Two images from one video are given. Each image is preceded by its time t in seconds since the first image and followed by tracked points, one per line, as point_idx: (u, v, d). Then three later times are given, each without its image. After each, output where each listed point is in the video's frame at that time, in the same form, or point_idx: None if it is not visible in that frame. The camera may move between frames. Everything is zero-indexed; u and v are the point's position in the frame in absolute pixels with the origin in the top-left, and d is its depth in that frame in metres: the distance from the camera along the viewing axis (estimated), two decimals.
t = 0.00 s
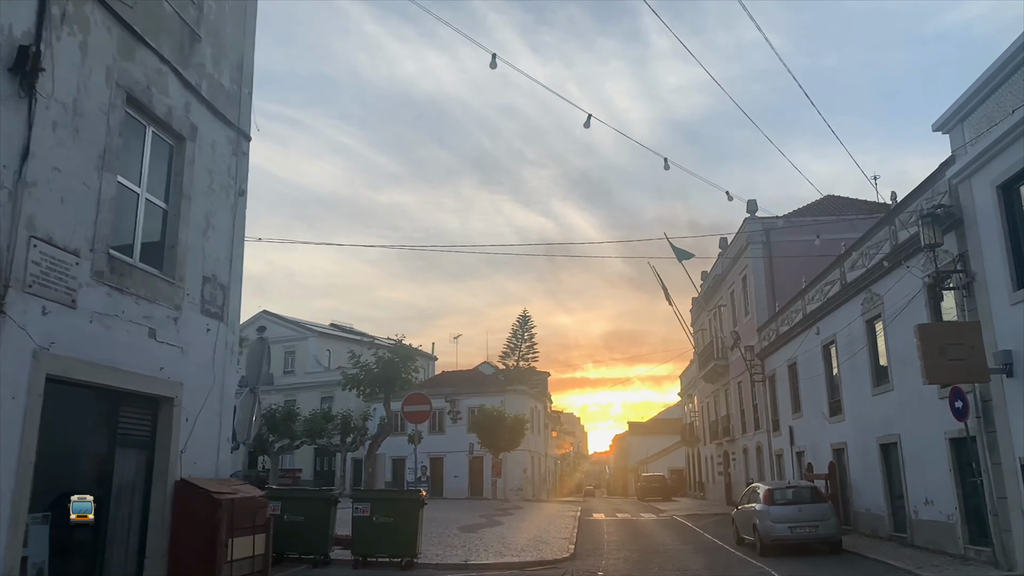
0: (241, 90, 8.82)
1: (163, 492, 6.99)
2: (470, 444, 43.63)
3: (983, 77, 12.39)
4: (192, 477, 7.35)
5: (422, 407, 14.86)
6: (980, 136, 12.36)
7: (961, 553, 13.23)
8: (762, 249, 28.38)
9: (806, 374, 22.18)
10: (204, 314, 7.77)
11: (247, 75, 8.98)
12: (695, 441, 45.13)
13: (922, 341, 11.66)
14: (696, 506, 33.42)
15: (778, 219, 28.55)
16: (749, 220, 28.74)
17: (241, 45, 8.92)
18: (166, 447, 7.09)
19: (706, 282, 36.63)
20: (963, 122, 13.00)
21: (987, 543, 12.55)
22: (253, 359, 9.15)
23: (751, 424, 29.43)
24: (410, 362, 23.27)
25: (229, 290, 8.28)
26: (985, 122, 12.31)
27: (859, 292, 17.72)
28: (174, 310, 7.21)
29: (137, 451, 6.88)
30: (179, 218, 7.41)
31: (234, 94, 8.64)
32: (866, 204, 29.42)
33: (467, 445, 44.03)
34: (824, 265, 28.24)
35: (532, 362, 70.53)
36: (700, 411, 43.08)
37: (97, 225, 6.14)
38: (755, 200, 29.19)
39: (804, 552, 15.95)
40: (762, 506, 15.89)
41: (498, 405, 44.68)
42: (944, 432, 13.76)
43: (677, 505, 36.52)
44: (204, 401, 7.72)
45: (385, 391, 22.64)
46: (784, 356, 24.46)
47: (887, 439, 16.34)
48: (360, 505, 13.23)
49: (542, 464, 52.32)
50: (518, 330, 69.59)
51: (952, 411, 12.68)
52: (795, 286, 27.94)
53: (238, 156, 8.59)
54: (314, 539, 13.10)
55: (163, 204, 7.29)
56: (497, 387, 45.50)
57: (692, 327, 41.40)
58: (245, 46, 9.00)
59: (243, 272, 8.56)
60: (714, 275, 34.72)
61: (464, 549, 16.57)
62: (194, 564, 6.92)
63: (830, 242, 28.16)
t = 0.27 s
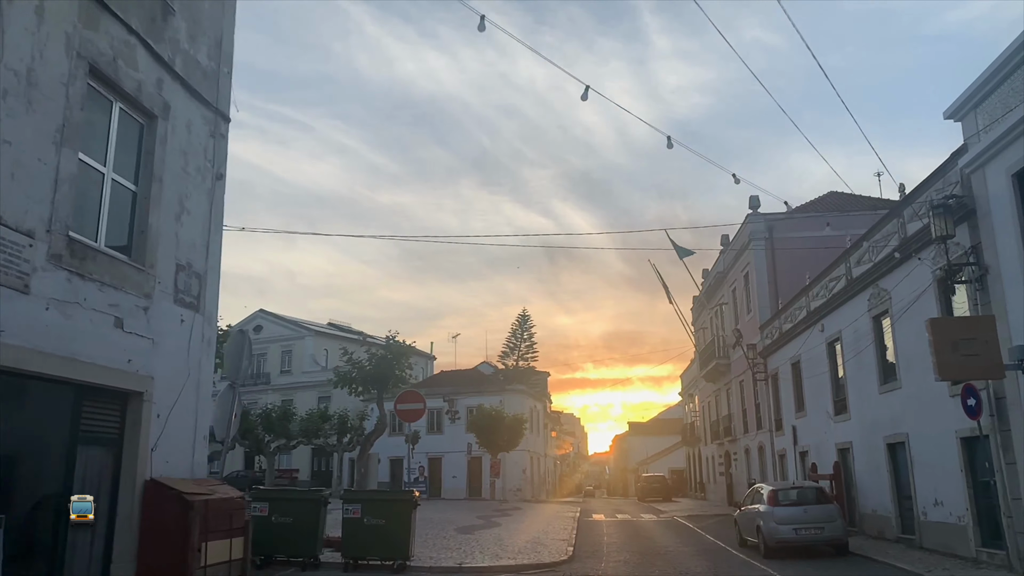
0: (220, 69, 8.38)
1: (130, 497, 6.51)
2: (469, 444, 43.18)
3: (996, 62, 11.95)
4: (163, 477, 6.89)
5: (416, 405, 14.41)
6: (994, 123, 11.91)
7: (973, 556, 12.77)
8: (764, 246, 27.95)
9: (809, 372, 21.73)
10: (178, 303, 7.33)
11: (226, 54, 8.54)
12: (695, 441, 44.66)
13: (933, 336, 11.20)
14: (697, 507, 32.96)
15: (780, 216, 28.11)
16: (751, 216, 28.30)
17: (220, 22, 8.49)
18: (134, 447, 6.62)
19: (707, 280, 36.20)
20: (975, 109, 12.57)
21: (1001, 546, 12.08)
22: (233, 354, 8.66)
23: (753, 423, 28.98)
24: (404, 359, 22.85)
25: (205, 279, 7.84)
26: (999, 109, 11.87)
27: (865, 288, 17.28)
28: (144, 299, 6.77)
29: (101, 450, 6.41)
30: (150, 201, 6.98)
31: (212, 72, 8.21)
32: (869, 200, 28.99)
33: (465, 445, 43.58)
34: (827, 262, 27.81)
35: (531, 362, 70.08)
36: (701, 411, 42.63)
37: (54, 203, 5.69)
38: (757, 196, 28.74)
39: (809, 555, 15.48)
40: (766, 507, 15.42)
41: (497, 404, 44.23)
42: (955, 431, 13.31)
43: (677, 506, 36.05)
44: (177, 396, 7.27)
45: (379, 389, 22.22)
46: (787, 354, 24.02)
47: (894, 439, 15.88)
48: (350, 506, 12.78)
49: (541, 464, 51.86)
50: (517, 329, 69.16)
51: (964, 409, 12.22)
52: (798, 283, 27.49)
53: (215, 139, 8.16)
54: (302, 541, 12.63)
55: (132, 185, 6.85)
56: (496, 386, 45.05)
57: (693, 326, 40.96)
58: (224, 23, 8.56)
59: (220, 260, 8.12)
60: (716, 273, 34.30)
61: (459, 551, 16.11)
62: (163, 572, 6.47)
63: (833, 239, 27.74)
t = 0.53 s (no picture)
0: (198, 46, 7.95)
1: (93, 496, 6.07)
2: (467, 443, 42.75)
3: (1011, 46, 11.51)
4: (132, 478, 6.46)
5: (410, 402, 13.97)
6: (1008, 110, 11.46)
7: (985, 560, 12.34)
8: (766, 242, 27.50)
9: (813, 370, 21.30)
10: (148, 292, 6.88)
11: (205, 31, 8.11)
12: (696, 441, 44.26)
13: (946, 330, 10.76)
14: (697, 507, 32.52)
15: (783, 212, 27.68)
16: (753, 212, 27.84)
17: None
18: (97, 443, 6.18)
19: (708, 277, 35.75)
20: (987, 96, 12.12)
21: (1014, 550, 11.66)
22: (211, 353, 8.01)
23: (755, 423, 28.54)
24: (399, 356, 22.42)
25: (180, 266, 7.39)
26: (1012, 96, 11.42)
27: (871, 283, 16.85)
28: (111, 286, 6.33)
29: (59, 448, 5.97)
30: (120, 182, 6.54)
31: (189, 49, 7.77)
32: (873, 197, 28.57)
33: (463, 445, 43.17)
34: (830, 259, 27.38)
35: (530, 361, 69.64)
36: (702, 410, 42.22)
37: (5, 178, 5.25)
38: (759, 192, 28.28)
39: (815, 557, 15.06)
40: (770, 508, 14.98)
41: (495, 404, 43.80)
42: (967, 430, 12.86)
43: (677, 506, 35.61)
44: (148, 390, 6.83)
45: (372, 386, 21.77)
46: (790, 352, 23.59)
47: (901, 438, 15.44)
48: (339, 508, 12.33)
49: (540, 464, 51.42)
50: (516, 328, 68.72)
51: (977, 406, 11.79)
52: (801, 280, 27.04)
53: (192, 119, 7.73)
54: (289, 544, 12.19)
55: (97, 165, 6.40)
56: (494, 385, 44.60)
57: (694, 325, 40.54)
58: None
59: (196, 247, 7.69)
60: (717, 270, 33.86)
61: (454, 553, 15.67)
62: None
63: (836, 236, 27.31)
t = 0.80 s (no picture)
0: (173, 20, 7.53)
1: (51, 495, 5.64)
2: (465, 443, 42.31)
3: None
4: (94, 478, 6.02)
5: (402, 399, 13.52)
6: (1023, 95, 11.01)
7: (998, 562, 11.90)
8: (768, 238, 27.05)
9: (816, 368, 20.86)
10: (115, 279, 6.44)
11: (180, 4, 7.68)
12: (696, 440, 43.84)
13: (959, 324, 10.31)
14: (698, 507, 32.06)
15: (785, 207, 27.22)
16: (755, 207, 27.39)
17: None
18: (55, 439, 5.74)
19: (709, 275, 35.30)
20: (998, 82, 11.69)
21: None
22: (185, 344, 7.50)
23: (756, 422, 28.11)
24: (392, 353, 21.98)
25: (152, 251, 6.96)
26: None
27: (877, 278, 16.40)
28: (71, 271, 5.90)
29: (13, 445, 5.53)
30: (81, 158, 6.10)
31: (162, 23, 7.35)
32: (877, 193, 28.13)
33: (461, 445, 42.73)
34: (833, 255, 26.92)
35: (529, 360, 69.21)
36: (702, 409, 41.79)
37: None
38: (761, 187, 27.84)
39: (820, 559, 14.61)
40: (774, 509, 14.54)
41: (493, 403, 43.34)
42: (979, 428, 12.42)
43: (678, 507, 35.15)
44: (116, 382, 6.39)
45: (365, 384, 21.35)
46: (793, 350, 23.14)
47: (908, 436, 15.01)
48: (328, 509, 11.88)
49: (539, 464, 50.97)
50: (515, 327, 68.28)
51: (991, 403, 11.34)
52: (804, 277, 26.58)
53: (165, 96, 7.29)
54: (278, 545, 11.74)
55: (57, 140, 5.96)
56: (493, 385, 44.14)
57: (694, 323, 40.10)
58: None
59: (170, 232, 7.26)
60: (718, 267, 33.40)
61: (449, 555, 15.23)
62: None
63: (839, 232, 26.89)
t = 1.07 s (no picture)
0: None
1: None
2: (462, 443, 41.81)
3: None
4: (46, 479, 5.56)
5: (393, 397, 13.06)
6: None
7: (1013, 567, 11.43)
8: (771, 235, 26.58)
9: (820, 366, 20.39)
10: (75, 264, 5.98)
11: None
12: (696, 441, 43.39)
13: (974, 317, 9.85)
14: (699, 509, 31.58)
15: (788, 203, 26.76)
16: (757, 203, 26.91)
17: None
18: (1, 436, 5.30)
19: (710, 273, 34.84)
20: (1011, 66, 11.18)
21: None
22: (156, 338, 7.06)
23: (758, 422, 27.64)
24: (384, 350, 21.53)
25: (117, 237, 6.50)
26: None
27: (884, 273, 15.94)
28: (21, 254, 5.44)
29: None
30: (35, 132, 5.64)
31: None
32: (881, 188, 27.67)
33: (459, 445, 42.25)
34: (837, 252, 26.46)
35: (528, 360, 68.70)
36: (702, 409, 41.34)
37: None
38: (763, 182, 27.37)
39: (826, 563, 14.14)
40: (779, 511, 14.08)
41: (491, 403, 42.86)
42: (993, 426, 11.94)
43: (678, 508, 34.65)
44: (75, 377, 5.92)
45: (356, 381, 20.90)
46: (796, 348, 22.67)
47: (917, 436, 14.54)
48: (316, 511, 11.41)
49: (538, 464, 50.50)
50: (514, 327, 67.82)
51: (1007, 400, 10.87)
52: (807, 274, 26.12)
53: (134, 71, 6.83)
54: (263, 549, 11.26)
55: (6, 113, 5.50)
56: (491, 384, 43.66)
57: (695, 322, 39.64)
58: None
59: (138, 217, 6.77)
60: (719, 265, 32.94)
61: (443, 558, 14.76)
62: None
63: (842, 228, 26.44)
